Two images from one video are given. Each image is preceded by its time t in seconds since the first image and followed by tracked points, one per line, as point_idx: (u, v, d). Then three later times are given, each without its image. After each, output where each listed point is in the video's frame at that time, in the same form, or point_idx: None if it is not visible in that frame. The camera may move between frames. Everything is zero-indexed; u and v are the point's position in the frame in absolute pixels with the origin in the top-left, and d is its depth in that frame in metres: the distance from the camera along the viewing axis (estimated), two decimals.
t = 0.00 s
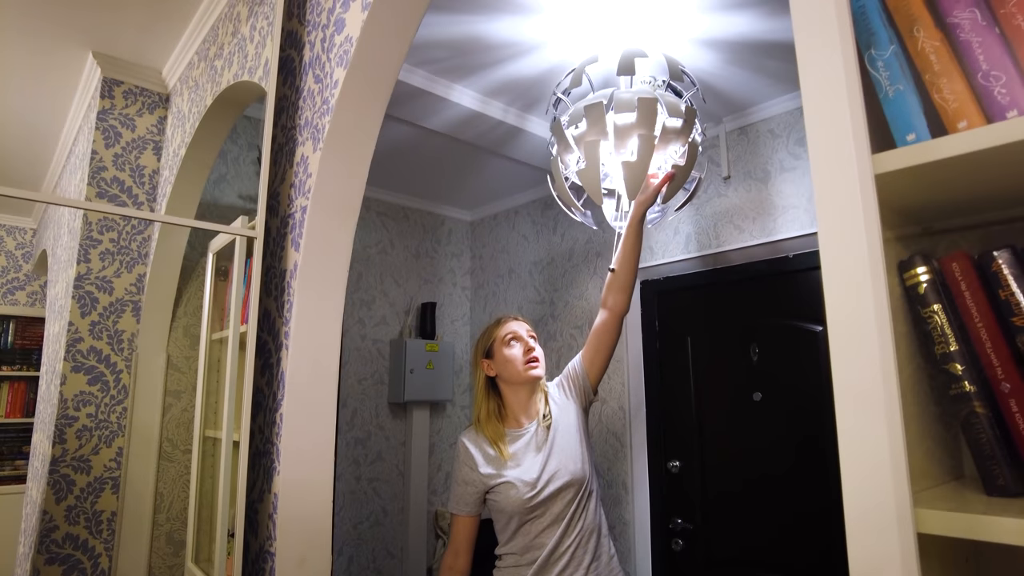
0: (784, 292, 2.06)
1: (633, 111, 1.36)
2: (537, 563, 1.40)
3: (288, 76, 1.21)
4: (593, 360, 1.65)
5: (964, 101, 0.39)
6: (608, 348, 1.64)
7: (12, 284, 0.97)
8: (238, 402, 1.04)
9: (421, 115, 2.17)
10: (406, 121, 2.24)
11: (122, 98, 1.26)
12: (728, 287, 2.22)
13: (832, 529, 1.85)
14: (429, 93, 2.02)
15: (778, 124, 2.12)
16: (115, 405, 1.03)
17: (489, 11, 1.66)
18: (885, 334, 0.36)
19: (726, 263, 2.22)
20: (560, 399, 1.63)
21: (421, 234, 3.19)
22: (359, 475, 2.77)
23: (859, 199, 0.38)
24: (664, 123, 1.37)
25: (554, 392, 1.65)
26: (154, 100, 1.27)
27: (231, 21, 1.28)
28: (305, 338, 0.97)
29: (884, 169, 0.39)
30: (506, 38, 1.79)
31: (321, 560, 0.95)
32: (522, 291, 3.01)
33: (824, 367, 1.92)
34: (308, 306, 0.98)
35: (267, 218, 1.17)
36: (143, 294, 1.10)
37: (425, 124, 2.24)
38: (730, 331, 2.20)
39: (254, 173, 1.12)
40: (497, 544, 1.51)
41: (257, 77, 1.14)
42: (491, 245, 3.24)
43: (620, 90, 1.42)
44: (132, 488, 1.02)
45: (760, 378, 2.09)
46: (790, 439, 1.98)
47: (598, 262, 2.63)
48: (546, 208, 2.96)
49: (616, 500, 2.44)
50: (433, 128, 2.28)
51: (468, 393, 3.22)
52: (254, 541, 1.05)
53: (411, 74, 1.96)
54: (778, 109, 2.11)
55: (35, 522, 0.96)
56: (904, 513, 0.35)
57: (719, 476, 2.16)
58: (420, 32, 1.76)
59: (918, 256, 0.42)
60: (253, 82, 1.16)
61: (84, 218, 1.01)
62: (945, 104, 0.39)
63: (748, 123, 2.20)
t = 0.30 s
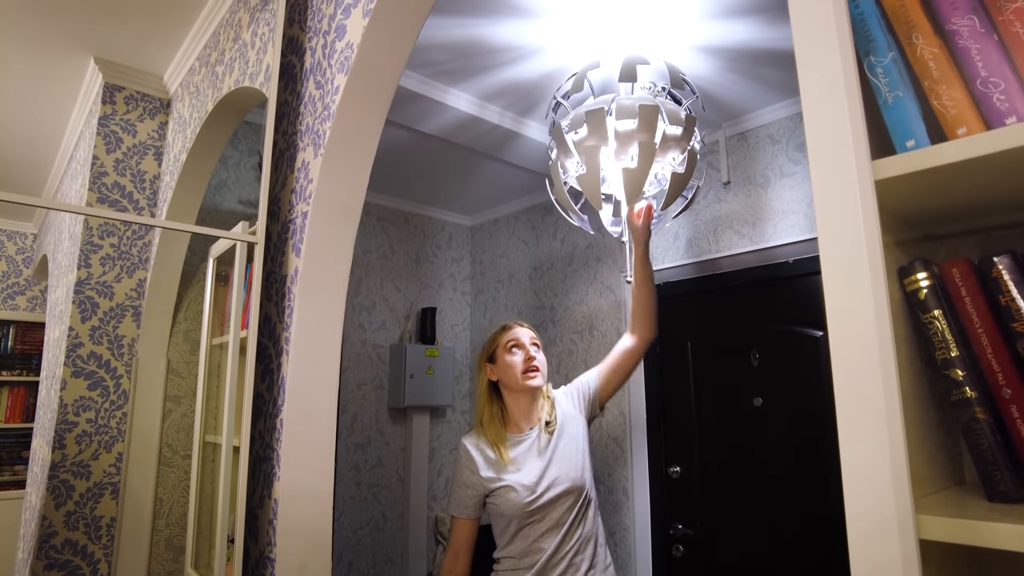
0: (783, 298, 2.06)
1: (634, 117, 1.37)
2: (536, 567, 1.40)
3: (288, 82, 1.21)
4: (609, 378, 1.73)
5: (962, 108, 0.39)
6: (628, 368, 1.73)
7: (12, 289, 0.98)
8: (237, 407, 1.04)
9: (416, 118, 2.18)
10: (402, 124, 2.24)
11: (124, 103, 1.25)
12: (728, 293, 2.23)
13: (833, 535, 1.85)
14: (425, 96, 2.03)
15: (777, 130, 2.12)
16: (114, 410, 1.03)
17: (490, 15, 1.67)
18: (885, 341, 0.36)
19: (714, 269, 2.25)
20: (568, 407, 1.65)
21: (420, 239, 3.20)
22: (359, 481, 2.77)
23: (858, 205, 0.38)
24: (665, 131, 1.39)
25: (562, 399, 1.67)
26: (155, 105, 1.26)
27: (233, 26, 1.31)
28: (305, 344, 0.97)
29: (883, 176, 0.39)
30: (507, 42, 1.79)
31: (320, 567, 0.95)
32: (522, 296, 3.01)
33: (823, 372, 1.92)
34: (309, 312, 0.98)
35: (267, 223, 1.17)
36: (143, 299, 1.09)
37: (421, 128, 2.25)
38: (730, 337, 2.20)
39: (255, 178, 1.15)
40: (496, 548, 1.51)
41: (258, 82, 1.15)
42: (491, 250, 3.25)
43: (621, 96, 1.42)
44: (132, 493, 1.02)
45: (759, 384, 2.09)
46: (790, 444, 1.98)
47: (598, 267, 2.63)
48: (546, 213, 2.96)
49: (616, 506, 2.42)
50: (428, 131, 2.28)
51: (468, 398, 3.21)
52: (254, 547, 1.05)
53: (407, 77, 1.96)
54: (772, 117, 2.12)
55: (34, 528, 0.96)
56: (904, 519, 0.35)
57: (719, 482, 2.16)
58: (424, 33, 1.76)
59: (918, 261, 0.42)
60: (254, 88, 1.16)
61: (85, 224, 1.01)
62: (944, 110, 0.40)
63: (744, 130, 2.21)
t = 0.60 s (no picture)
0: (783, 302, 2.06)
1: (635, 122, 1.37)
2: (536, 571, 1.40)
3: (288, 87, 1.22)
4: (624, 407, 1.78)
5: (961, 114, 0.39)
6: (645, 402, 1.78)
7: (12, 292, 0.99)
8: (237, 412, 1.02)
9: (416, 122, 2.18)
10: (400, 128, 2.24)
11: (124, 108, 1.29)
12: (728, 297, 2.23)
13: (834, 539, 1.84)
14: (424, 100, 2.03)
15: (776, 134, 2.12)
16: (113, 414, 1.03)
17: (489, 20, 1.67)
18: (884, 346, 0.36)
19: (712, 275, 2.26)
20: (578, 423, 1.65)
21: (420, 243, 3.20)
22: (359, 485, 2.77)
23: (857, 210, 0.38)
24: (665, 135, 1.39)
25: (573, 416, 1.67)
26: (155, 110, 1.30)
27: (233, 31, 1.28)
28: (304, 349, 0.97)
29: (882, 181, 0.39)
30: (506, 46, 1.80)
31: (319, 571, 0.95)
32: (522, 300, 3.01)
33: (823, 376, 1.92)
34: (307, 317, 0.98)
35: (267, 228, 1.16)
36: (143, 303, 1.10)
37: (420, 132, 2.25)
38: (730, 341, 2.20)
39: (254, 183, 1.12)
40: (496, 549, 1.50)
41: (257, 87, 1.14)
42: (491, 255, 3.25)
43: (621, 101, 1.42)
44: (132, 497, 1.02)
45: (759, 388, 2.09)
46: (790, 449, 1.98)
47: (598, 271, 2.63)
48: (546, 217, 2.96)
49: (616, 510, 2.41)
50: (427, 136, 2.28)
51: (468, 402, 3.21)
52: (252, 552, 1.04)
53: (406, 82, 1.97)
54: (770, 122, 2.13)
55: (31, 532, 0.96)
56: (904, 526, 0.35)
57: (719, 486, 2.16)
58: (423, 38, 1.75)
59: (918, 267, 0.42)
60: (253, 92, 1.16)
61: (85, 228, 1.00)
62: (942, 116, 0.40)
63: (741, 135, 2.22)
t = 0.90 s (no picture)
0: (783, 305, 2.07)
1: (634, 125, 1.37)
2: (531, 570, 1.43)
3: (288, 90, 1.22)
4: (622, 415, 1.80)
5: (960, 117, 0.39)
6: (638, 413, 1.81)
7: (13, 296, 1.00)
8: (237, 413, 1.04)
9: (421, 128, 2.19)
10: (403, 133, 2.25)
11: (124, 111, 1.27)
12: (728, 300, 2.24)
13: (835, 543, 1.84)
14: (428, 105, 2.03)
15: (776, 138, 2.12)
16: (113, 418, 1.02)
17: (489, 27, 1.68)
18: (884, 348, 0.36)
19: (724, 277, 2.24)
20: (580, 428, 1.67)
21: (420, 247, 3.20)
22: (359, 489, 2.76)
23: (856, 211, 0.38)
24: (665, 137, 1.39)
25: (576, 423, 1.68)
26: (156, 114, 1.27)
27: (233, 35, 1.30)
28: (304, 353, 0.97)
29: (881, 184, 0.39)
30: (505, 52, 1.80)
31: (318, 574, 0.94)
32: (522, 304, 3.00)
33: (824, 379, 1.92)
34: (307, 320, 0.98)
35: (267, 231, 1.17)
36: (142, 306, 1.09)
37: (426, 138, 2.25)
38: (730, 345, 2.20)
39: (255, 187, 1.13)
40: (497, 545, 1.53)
41: (258, 91, 1.15)
42: (491, 258, 3.25)
43: (620, 104, 1.43)
44: (131, 501, 1.01)
45: (759, 392, 2.09)
46: (791, 452, 1.98)
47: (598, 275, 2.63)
48: (546, 221, 2.96)
49: (616, 515, 2.42)
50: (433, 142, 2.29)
51: (468, 406, 3.21)
52: (251, 556, 1.04)
53: (409, 86, 1.96)
54: (772, 124, 2.13)
55: (30, 536, 0.97)
56: (904, 530, 0.35)
57: (719, 490, 2.15)
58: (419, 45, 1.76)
59: (918, 270, 0.42)
60: (254, 96, 1.16)
61: (85, 232, 1.01)
62: (941, 119, 0.40)
63: (743, 138, 2.22)
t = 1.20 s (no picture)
0: (783, 308, 2.07)
1: (627, 128, 1.38)
2: (518, 565, 1.56)
3: (288, 94, 1.22)
4: (608, 416, 1.82)
5: (958, 121, 0.39)
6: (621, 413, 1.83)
7: (11, 299, 1.00)
8: (236, 416, 1.04)
9: (431, 135, 2.20)
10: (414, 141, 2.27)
11: (124, 114, 1.27)
12: (727, 303, 2.25)
13: (834, 546, 1.83)
14: (436, 113, 2.05)
15: (776, 141, 2.12)
16: (112, 421, 1.02)
17: (489, 34, 1.69)
18: (882, 351, 0.36)
19: (731, 278, 2.23)
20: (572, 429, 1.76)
21: (421, 250, 3.20)
22: (358, 492, 2.76)
23: (854, 214, 0.38)
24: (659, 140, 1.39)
25: (567, 424, 1.77)
26: (156, 116, 1.28)
27: (233, 38, 1.30)
28: (303, 356, 0.97)
29: (880, 187, 0.39)
30: (507, 60, 1.81)
31: None
32: (523, 307, 3.00)
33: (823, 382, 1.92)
34: (306, 323, 0.98)
35: (266, 235, 1.17)
36: (142, 310, 1.08)
37: (436, 145, 2.26)
38: (729, 348, 2.21)
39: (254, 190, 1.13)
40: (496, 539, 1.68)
41: (257, 94, 1.15)
42: (491, 261, 3.25)
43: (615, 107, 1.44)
44: (130, 504, 1.01)
45: (759, 395, 2.09)
46: (791, 456, 1.97)
47: (598, 278, 2.63)
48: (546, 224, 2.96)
49: (616, 519, 2.39)
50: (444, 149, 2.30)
51: (468, 409, 3.21)
52: (249, 559, 1.04)
53: (418, 94, 1.98)
54: (781, 125, 2.11)
55: (30, 539, 0.96)
56: (904, 533, 0.35)
57: (720, 494, 2.15)
58: (421, 55, 1.78)
59: (916, 272, 0.42)
60: (254, 99, 1.16)
61: (85, 235, 1.01)
62: (939, 123, 0.40)
63: (753, 137, 2.19)
